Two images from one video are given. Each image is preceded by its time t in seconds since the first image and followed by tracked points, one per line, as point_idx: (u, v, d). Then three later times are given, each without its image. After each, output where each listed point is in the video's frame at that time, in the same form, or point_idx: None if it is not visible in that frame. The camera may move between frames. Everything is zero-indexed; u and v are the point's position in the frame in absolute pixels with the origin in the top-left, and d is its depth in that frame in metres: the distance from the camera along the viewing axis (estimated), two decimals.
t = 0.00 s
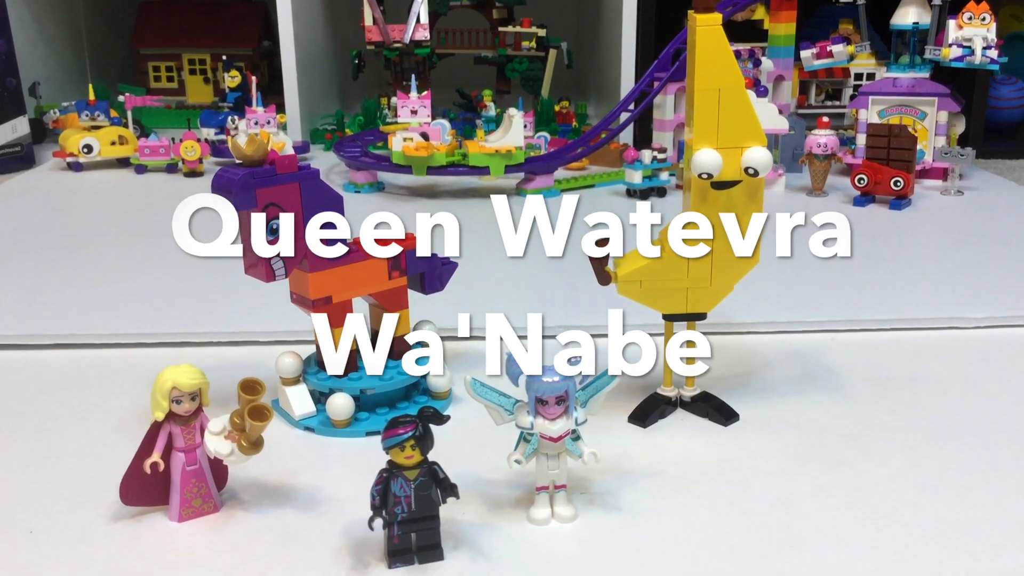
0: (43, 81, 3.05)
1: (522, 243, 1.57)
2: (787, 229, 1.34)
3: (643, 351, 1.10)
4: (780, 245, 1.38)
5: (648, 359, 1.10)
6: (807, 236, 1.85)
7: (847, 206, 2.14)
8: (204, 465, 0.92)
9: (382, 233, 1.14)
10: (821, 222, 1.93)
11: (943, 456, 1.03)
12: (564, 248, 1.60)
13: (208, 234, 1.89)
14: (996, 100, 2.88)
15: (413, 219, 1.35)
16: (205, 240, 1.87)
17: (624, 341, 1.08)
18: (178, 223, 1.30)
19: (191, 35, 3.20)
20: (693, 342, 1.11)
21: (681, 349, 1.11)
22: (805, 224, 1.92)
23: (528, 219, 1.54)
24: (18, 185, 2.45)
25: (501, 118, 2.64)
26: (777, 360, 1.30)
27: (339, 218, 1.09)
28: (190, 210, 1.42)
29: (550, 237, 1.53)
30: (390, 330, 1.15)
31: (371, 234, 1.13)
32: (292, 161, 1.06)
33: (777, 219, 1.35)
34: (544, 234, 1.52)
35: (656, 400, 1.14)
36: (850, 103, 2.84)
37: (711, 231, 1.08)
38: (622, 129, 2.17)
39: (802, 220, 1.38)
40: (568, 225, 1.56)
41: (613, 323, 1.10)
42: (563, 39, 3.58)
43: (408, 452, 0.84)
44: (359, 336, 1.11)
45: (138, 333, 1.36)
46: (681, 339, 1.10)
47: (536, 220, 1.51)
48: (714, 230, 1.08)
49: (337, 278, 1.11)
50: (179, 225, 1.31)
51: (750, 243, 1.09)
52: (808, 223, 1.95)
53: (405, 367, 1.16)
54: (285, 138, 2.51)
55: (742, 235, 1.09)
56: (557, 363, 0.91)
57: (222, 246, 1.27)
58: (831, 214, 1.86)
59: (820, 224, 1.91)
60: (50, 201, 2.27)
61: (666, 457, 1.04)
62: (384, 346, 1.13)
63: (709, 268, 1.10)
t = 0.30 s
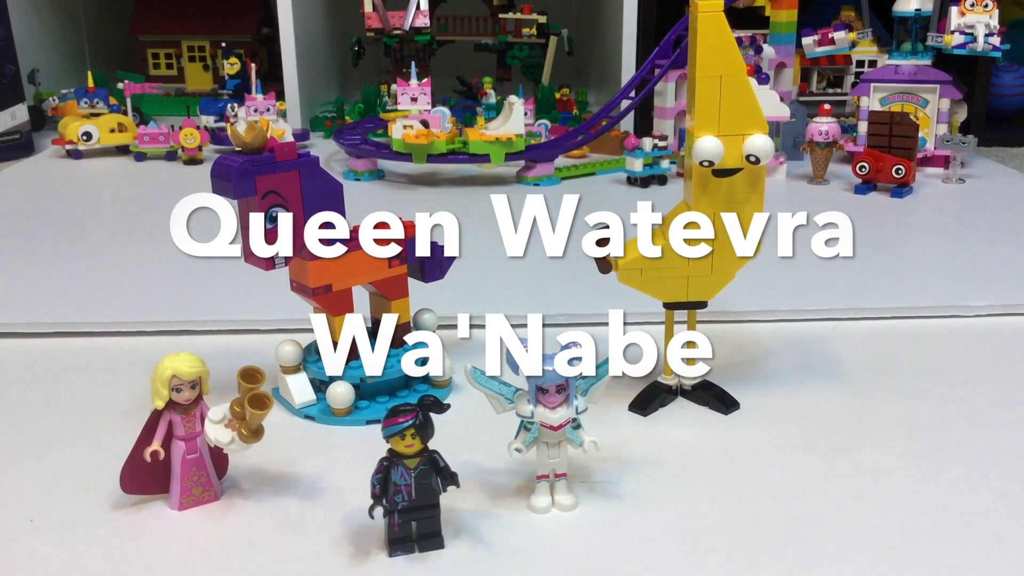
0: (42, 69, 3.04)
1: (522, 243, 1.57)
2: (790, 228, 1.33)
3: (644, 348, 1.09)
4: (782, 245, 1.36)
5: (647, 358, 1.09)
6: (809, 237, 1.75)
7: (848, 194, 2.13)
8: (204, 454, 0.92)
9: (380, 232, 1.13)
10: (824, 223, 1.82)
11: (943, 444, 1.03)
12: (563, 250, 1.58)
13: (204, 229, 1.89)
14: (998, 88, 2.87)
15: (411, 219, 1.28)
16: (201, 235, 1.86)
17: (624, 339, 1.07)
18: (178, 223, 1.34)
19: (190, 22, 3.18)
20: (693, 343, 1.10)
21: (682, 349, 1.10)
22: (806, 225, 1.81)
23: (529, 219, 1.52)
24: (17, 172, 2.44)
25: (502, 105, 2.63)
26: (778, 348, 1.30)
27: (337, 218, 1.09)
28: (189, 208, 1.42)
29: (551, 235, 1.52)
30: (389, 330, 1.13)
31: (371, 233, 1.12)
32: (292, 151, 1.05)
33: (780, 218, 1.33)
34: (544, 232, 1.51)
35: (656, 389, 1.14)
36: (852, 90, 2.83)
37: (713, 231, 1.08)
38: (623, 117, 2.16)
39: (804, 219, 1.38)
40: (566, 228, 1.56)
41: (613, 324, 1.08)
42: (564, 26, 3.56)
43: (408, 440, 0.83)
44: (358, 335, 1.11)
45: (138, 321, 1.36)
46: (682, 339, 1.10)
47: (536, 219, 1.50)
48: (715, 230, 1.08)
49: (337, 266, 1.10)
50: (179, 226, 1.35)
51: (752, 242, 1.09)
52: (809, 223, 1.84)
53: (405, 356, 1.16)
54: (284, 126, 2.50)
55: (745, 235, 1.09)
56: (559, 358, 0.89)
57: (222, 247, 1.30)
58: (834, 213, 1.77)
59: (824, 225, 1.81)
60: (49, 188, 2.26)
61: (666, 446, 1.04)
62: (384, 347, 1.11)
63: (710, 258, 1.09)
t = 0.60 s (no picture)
0: (41, 66, 3.03)
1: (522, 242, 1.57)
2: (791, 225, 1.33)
3: (645, 348, 1.08)
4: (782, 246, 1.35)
5: (648, 359, 1.08)
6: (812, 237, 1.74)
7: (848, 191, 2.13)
8: (204, 451, 0.92)
9: (379, 232, 1.12)
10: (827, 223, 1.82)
11: (942, 442, 1.03)
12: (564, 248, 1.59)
13: (202, 227, 1.89)
14: (998, 85, 2.87)
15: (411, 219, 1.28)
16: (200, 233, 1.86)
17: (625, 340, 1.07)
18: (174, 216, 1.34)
19: (190, 19, 3.18)
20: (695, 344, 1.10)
21: (682, 350, 1.10)
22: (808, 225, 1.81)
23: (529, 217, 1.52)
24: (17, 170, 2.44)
25: (502, 102, 2.64)
26: (778, 345, 1.30)
27: (336, 218, 1.09)
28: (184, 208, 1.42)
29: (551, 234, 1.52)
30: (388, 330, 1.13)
31: (370, 233, 1.12)
32: (292, 148, 1.06)
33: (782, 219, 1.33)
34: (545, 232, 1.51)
35: (656, 386, 1.14)
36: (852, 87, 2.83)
37: (715, 230, 1.08)
38: (623, 114, 2.16)
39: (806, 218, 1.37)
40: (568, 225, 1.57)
41: (614, 324, 1.07)
42: (564, 23, 3.55)
43: (408, 438, 0.83)
44: (356, 336, 1.10)
45: (138, 318, 1.36)
46: (682, 339, 1.09)
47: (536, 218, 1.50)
48: (716, 229, 1.08)
49: (337, 265, 1.10)
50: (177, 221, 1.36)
51: (754, 242, 1.09)
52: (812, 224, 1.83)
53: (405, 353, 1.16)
54: (284, 123, 2.50)
55: (746, 235, 1.09)
56: (559, 357, 0.89)
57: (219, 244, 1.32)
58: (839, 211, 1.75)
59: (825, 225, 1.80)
60: (49, 185, 2.26)
61: (666, 443, 1.04)
62: (383, 347, 1.11)
63: (710, 254, 1.09)
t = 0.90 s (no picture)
0: (41, 65, 3.03)
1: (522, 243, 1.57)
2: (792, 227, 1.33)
3: (645, 348, 1.08)
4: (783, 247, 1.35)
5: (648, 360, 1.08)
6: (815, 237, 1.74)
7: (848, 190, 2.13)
8: (204, 450, 0.92)
9: (379, 232, 1.12)
10: (829, 223, 1.81)
11: (943, 441, 1.03)
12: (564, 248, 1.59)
13: (200, 224, 1.89)
14: (998, 85, 2.87)
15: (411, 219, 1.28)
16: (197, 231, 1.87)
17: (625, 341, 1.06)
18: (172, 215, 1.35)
19: (190, 19, 3.18)
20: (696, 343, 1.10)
21: (683, 349, 1.10)
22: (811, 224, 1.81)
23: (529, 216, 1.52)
24: (17, 169, 2.44)
25: (502, 102, 2.64)
26: (778, 345, 1.30)
27: (336, 217, 1.09)
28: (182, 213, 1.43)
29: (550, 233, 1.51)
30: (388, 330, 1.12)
31: (370, 233, 1.12)
32: (292, 148, 1.06)
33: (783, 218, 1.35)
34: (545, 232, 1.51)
35: (656, 386, 1.14)
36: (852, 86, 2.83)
37: (716, 231, 1.08)
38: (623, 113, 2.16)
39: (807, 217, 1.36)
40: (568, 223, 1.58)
41: (614, 325, 1.07)
42: (564, 22, 3.55)
43: (408, 437, 0.83)
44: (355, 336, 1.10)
45: (138, 318, 1.36)
46: (684, 338, 1.09)
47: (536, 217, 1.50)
48: (717, 230, 1.08)
49: (336, 265, 1.10)
50: (173, 217, 1.37)
51: (755, 242, 1.09)
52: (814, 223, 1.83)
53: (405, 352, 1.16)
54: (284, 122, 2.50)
55: (746, 234, 1.09)
56: (561, 357, 0.89)
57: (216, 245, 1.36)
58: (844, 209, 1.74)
59: (825, 225, 1.80)
60: (49, 184, 2.26)
61: (666, 442, 1.04)
62: (382, 347, 1.10)
63: (712, 252, 1.09)
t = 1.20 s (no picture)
0: (41, 65, 3.03)
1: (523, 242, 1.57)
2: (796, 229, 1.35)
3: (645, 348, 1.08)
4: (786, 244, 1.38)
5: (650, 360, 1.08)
6: (815, 237, 1.74)
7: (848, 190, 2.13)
8: (204, 450, 0.92)
9: (379, 232, 1.12)
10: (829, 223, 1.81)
11: (943, 441, 1.03)
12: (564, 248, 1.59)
13: (199, 224, 1.89)
14: (998, 85, 2.87)
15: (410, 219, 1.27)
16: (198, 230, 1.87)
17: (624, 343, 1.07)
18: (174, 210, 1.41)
19: (190, 19, 3.18)
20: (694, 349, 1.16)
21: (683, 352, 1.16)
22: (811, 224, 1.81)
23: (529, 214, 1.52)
24: (17, 169, 2.43)
25: (502, 102, 2.64)
26: (778, 344, 1.30)
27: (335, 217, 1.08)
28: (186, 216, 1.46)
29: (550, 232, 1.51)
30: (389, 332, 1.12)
31: (370, 233, 1.12)
32: (292, 147, 1.05)
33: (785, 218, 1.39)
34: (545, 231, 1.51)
35: (656, 385, 1.14)
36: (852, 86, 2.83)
37: (716, 230, 1.08)
38: (623, 113, 2.16)
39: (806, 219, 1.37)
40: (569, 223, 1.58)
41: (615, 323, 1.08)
42: (564, 22, 3.55)
43: (408, 437, 0.83)
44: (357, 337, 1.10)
45: (137, 319, 1.36)
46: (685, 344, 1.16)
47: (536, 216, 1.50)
48: (717, 229, 1.08)
49: (336, 264, 1.10)
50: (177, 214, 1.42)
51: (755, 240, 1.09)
52: (815, 223, 1.84)
53: (405, 352, 1.16)
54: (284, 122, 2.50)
55: (746, 233, 1.09)
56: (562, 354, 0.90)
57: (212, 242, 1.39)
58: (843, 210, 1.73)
59: (824, 225, 1.80)
60: (49, 184, 2.26)
61: (666, 442, 1.04)
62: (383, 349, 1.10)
63: (712, 252, 1.09)
